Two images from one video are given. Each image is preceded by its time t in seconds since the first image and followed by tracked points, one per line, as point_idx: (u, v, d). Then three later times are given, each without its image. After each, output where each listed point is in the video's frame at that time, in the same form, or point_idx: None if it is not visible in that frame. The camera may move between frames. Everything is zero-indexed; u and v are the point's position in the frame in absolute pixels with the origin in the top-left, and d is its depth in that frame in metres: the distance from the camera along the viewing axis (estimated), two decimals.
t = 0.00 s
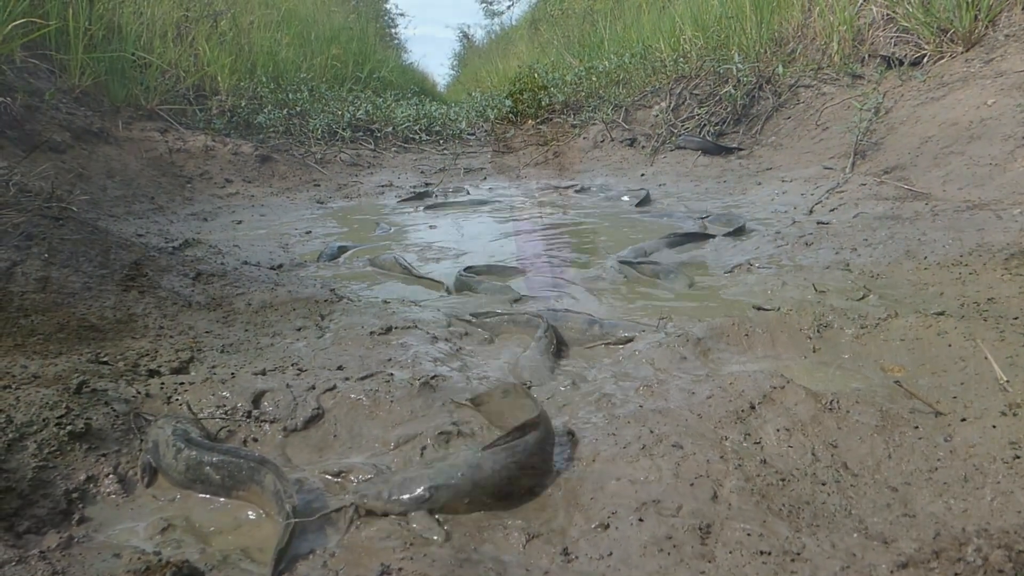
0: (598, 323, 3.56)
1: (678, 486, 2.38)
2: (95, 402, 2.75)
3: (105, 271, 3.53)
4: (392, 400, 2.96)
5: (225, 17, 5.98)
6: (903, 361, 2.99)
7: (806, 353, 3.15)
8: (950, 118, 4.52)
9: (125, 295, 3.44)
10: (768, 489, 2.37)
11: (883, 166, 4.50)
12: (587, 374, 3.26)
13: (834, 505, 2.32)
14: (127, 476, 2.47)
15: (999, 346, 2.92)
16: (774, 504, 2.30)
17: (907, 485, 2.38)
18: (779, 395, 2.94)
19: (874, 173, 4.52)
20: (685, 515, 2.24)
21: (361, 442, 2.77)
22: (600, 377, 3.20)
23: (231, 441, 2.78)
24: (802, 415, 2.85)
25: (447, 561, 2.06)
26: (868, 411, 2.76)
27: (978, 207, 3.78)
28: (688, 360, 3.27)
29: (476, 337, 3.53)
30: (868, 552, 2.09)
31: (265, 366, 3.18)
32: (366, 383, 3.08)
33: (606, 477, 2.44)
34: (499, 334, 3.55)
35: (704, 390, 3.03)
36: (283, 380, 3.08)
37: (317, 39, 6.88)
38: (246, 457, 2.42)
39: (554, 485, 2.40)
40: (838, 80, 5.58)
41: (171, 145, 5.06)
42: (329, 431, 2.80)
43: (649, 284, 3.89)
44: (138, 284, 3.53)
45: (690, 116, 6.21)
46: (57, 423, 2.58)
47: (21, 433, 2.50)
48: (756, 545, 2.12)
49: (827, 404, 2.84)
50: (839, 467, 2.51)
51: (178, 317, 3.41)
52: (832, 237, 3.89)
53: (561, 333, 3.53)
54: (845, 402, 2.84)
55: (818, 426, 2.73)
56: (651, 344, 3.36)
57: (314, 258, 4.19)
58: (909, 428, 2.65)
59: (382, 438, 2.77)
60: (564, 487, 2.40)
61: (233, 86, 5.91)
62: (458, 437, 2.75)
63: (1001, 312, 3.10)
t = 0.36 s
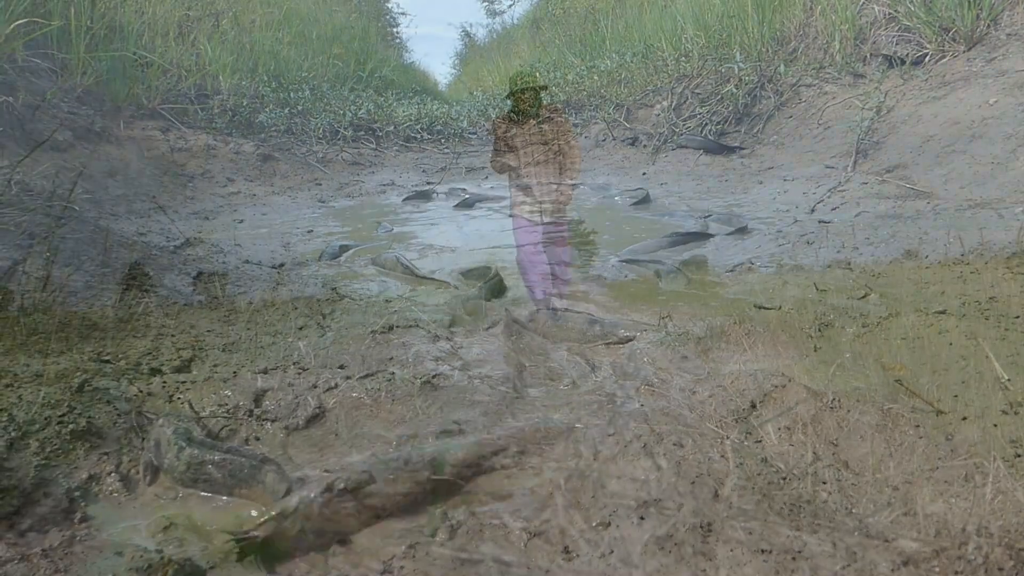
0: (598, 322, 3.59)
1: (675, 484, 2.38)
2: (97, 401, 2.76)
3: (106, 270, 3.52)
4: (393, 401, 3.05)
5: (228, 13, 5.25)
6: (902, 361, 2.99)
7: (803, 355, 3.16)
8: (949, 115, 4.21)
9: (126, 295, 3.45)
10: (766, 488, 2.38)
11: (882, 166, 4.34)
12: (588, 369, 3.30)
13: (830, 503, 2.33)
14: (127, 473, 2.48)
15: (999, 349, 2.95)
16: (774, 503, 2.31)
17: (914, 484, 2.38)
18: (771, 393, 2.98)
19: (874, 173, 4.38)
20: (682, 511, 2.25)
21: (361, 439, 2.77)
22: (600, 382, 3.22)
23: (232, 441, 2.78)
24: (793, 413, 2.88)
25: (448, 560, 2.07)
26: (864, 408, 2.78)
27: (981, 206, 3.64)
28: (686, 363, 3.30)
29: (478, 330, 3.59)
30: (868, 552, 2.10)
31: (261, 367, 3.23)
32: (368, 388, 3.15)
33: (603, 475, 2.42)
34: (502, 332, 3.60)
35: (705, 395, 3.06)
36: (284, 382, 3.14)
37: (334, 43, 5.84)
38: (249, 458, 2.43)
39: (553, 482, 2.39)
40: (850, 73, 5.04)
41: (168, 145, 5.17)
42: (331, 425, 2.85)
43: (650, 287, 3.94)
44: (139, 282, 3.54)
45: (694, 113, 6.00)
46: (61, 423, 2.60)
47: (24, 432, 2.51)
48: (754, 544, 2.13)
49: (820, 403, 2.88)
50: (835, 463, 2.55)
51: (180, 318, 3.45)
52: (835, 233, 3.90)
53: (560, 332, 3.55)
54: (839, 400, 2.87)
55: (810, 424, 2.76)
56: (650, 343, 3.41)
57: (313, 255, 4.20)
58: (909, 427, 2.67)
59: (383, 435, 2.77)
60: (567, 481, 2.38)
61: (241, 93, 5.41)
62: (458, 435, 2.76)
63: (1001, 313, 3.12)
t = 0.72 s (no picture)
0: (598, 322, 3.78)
1: (674, 486, 2.32)
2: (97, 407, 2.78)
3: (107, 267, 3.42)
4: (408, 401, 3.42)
5: (230, 10, 3.69)
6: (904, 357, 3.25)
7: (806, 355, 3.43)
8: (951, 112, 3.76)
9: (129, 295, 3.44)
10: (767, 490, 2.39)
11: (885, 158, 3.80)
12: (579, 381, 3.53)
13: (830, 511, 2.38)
14: (127, 474, 2.47)
15: (1002, 345, 3.21)
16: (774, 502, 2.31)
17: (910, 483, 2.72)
18: (778, 403, 3.36)
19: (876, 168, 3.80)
20: (681, 513, 2.19)
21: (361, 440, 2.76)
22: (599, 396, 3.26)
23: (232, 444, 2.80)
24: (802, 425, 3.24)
25: (451, 557, 2.06)
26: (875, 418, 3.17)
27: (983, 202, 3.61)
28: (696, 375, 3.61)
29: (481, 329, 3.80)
30: (867, 556, 2.18)
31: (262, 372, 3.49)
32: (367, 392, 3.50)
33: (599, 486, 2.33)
34: (500, 336, 3.85)
35: (714, 401, 3.46)
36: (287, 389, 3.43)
37: (335, 44, 3.87)
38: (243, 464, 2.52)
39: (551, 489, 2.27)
40: (846, 77, 3.85)
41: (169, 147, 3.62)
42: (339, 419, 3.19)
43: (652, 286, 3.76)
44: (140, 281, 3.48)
45: (694, 112, 3.91)
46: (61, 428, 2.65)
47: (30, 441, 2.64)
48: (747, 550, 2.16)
49: (827, 415, 3.27)
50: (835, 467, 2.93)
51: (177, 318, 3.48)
52: (838, 220, 3.75)
53: (546, 336, 3.83)
54: (849, 416, 3.23)
55: (825, 435, 3.15)
56: (651, 343, 3.65)
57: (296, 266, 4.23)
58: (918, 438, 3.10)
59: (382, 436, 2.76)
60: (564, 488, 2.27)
61: (244, 94, 3.71)
62: (458, 437, 2.78)
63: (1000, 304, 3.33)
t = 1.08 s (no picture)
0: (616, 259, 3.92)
1: (673, 494, 2.31)
2: (95, 422, 2.82)
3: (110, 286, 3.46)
4: (408, 408, 3.49)
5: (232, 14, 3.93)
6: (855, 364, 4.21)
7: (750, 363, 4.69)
8: None
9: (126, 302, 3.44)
10: (765, 500, 2.39)
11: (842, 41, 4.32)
12: (575, 388, 3.53)
13: (827, 521, 2.38)
14: (122, 487, 2.45)
15: (969, 360, 3.87)
16: (770, 516, 2.30)
17: (907, 492, 2.76)
18: (776, 414, 3.58)
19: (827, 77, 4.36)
20: (679, 521, 2.16)
21: (357, 452, 2.75)
22: (597, 408, 3.28)
23: (230, 458, 2.79)
24: (799, 433, 3.36)
25: (448, 560, 2.02)
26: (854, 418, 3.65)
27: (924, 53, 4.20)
28: (701, 393, 3.92)
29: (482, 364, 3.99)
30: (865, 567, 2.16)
31: (260, 382, 3.65)
32: (363, 403, 3.60)
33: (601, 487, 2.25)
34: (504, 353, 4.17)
35: (711, 410, 3.58)
36: (283, 401, 3.50)
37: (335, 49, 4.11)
38: (239, 475, 2.53)
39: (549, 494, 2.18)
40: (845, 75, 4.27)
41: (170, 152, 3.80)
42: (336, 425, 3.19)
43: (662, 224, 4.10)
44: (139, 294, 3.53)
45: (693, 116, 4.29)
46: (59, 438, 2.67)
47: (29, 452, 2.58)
48: (747, 555, 2.14)
49: (825, 425, 3.45)
50: (832, 471, 2.97)
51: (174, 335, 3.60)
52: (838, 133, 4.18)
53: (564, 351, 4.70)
54: (867, 424, 3.55)
55: (822, 442, 3.29)
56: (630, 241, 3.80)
57: (278, 294, 4.23)
58: (921, 448, 3.33)
59: (378, 448, 2.75)
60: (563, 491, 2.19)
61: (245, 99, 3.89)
62: (455, 447, 2.78)
63: (935, 329, 4.27)
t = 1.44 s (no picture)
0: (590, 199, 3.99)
1: (671, 509, 2.31)
2: (93, 438, 2.82)
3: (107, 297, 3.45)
4: (406, 422, 3.49)
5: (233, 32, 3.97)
6: (854, 377, 4.24)
7: (749, 377, 4.70)
8: None
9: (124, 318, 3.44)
10: (763, 514, 2.39)
11: None
12: (572, 402, 3.53)
13: (825, 536, 2.38)
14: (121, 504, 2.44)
15: (967, 371, 3.89)
16: (769, 531, 2.30)
17: (904, 507, 2.76)
18: (774, 428, 3.58)
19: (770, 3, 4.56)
20: (677, 536, 2.15)
21: (354, 467, 2.75)
22: (595, 422, 3.29)
23: (229, 473, 2.79)
24: (798, 446, 3.36)
25: None
26: (852, 432, 3.66)
27: None
28: (699, 406, 3.93)
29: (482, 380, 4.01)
30: None
31: (258, 398, 3.65)
32: (362, 416, 3.62)
33: (598, 503, 2.21)
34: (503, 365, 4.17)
35: (709, 424, 3.58)
36: (281, 415, 3.51)
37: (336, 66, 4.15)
38: (236, 490, 2.53)
39: (547, 509, 2.14)
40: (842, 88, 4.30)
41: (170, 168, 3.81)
42: (334, 439, 3.19)
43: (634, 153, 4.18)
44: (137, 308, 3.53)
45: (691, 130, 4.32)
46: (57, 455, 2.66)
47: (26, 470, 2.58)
48: (745, 570, 2.14)
49: (823, 439, 3.44)
50: (830, 486, 2.98)
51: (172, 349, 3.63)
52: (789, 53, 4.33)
53: (564, 365, 4.72)
54: (866, 438, 3.55)
55: (819, 456, 3.29)
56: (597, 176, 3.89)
57: (275, 307, 4.24)
58: (919, 462, 3.34)
59: (376, 463, 2.75)
60: (560, 507, 2.17)
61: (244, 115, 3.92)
62: (453, 463, 2.78)
63: (932, 342, 4.29)
